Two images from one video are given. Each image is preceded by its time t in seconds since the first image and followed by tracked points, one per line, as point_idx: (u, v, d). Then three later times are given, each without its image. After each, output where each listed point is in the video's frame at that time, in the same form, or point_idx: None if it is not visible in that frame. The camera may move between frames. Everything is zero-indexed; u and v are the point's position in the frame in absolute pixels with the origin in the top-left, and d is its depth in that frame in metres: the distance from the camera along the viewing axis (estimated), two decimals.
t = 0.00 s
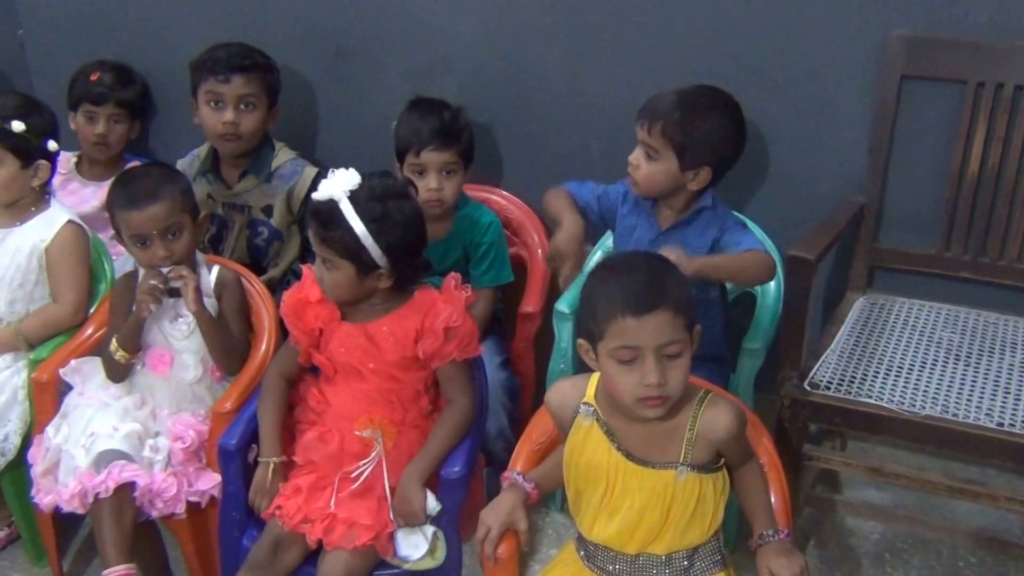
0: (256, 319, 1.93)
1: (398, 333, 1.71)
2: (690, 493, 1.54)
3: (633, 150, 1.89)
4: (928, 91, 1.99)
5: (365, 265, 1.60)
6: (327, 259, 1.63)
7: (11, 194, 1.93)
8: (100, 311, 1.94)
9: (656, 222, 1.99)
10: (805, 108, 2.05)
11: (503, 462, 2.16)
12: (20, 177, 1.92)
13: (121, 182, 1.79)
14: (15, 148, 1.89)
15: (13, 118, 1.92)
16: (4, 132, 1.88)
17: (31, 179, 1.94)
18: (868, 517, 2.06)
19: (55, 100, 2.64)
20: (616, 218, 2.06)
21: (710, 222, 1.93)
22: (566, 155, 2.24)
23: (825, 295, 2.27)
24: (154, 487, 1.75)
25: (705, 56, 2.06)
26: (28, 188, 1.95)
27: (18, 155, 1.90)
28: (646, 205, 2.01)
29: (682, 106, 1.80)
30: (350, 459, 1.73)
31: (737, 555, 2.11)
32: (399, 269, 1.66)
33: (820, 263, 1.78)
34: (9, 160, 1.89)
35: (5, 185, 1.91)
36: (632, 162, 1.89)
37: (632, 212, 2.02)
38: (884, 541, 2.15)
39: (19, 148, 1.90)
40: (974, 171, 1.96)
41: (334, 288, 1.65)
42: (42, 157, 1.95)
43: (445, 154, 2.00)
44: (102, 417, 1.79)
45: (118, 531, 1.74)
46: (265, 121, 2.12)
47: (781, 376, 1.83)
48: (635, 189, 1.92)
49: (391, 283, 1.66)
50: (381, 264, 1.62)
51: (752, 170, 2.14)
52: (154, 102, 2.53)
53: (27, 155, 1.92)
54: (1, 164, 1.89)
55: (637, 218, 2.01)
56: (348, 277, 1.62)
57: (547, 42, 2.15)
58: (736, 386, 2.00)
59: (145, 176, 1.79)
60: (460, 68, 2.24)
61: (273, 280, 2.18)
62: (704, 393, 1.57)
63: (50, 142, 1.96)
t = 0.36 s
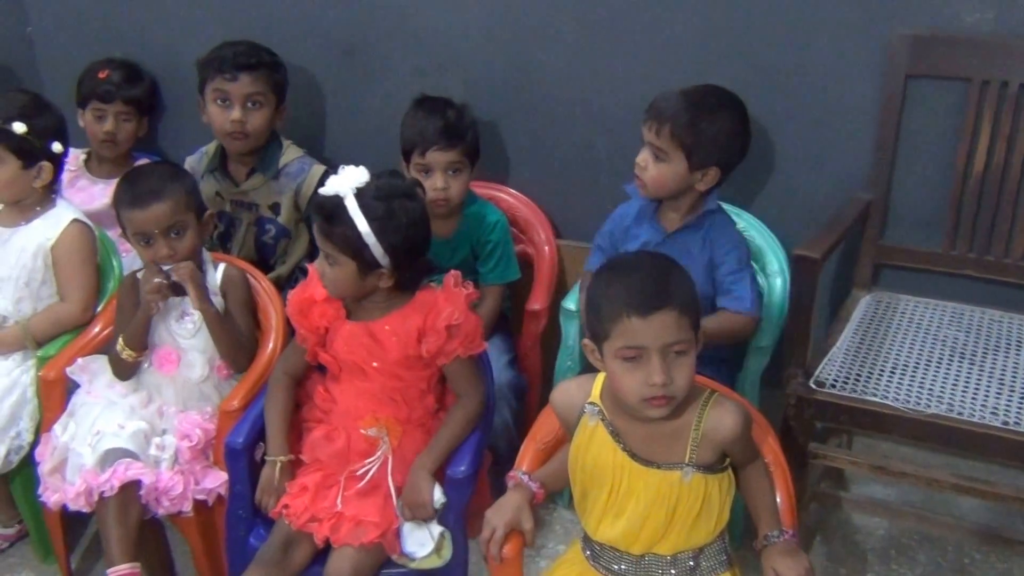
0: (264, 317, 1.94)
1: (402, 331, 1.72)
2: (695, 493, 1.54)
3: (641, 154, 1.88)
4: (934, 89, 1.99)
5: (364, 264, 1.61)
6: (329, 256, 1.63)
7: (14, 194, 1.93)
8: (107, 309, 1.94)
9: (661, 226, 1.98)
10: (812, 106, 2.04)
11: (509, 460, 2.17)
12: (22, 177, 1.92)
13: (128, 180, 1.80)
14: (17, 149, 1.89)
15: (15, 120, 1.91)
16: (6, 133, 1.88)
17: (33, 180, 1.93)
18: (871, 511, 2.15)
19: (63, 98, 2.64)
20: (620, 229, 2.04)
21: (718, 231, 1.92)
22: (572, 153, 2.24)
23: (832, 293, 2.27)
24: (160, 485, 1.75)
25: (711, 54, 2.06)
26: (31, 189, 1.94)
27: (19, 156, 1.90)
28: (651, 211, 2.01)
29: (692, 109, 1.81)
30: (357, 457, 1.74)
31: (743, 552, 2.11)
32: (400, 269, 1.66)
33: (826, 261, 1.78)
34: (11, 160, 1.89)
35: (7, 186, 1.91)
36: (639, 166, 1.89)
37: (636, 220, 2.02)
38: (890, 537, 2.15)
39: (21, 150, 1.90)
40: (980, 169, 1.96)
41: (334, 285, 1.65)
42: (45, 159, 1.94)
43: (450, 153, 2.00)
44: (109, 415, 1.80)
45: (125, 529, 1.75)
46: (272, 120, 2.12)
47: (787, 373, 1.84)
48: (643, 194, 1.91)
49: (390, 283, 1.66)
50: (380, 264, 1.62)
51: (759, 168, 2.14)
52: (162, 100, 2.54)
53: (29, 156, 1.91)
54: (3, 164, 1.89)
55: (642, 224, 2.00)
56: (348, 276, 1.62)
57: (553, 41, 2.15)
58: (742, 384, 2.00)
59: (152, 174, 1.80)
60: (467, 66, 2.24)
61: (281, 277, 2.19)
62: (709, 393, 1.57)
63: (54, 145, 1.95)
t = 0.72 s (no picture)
0: (276, 316, 1.95)
1: (412, 332, 1.72)
2: (705, 495, 1.54)
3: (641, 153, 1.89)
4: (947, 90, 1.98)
5: (377, 265, 1.61)
6: (342, 255, 1.64)
7: (23, 195, 1.94)
8: (120, 308, 1.95)
9: (661, 228, 2.00)
10: (824, 107, 2.04)
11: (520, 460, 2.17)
12: (30, 178, 1.92)
13: (142, 178, 1.82)
14: (25, 149, 1.90)
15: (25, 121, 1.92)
16: (15, 135, 1.90)
17: (43, 181, 1.94)
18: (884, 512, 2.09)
19: (77, 97, 2.66)
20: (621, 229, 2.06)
21: (720, 230, 1.94)
22: (583, 153, 2.24)
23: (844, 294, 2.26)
24: (172, 483, 1.76)
25: (723, 55, 2.06)
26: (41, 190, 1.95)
27: (28, 157, 1.91)
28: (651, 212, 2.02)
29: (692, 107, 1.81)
30: (368, 457, 1.74)
31: (753, 553, 2.11)
32: (412, 270, 1.66)
33: (838, 263, 1.78)
34: (20, 161, 1.90)
35: (16, 186, 1.92)
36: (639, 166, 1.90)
37: (638, 220, 2.03)
38: (901, 537, 2.14)
39: (29, 151, 1.91)
40: (992, 170, 1.95)
41: (346, 284, 1.65)
42: (54, 161, 1.94)
43: (460, 153, 2.00)
44: (120, 414, 1.80)
45: (137, 526, 1.76)
46: (285, 119, 2.13)
47: (798, 375, 1.83)
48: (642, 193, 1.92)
49: (403, 284, 1.67)
50: (392, 265, 1.63)
51: (771, 170, 2.13)
52: (175, 99, 2.55)
53: (38, 158, 1.92)
54: (11, 165, 1.90)
55: (642, 227, 2.02)
56: (360, 275, 1.63)
57: (565, 41, 2.15)
58: (753, 386, 1.99)
59: (165, 173, 1.81)
60: (478, 66, 2.24)
61: (293, 276, 2.19)
62: (719, 395, 1.57)
63: (65, 148, 1.96)
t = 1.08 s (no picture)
0: (294, 317, 1.97)
1: (428, 333, 1.73)
2: (720, 498, 1.54)
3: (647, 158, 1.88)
4: (967, 90, 1.96)
5: (396, 266, 1.62)
6: (361, 257, 1.64)
7: (43, 198, 1.97)
8: (141, 307, 1.98)
9: (672, 228, 1.99)
10: (841, 109, 2.02)
11: (536, 461, 2.17)
12: (50, 181, 1.95)
13: (162, 180, 1.84)
14: (44, 153, 1.93)
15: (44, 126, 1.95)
16: (35, 138, 1.93)
17: (63, 184, 1.97)
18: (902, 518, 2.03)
19: (98, 99, 2.69)
20: (634, 231, 2.04)
21: (732, 225, 1.93)
22: (600, 155, 2.24)
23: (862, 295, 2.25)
24: (190, 481, 1.78)
25: (739, 56, 2.05)
26: (61, 193, 1.98)
27: (47, 160, 1.94)
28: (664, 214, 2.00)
29: (697, 110, 1.80)
30: (383, 457, 1.76)
31: (769, 555, 2.10)
32: (430, 271, 1.67)
33: (855, 265, 1.77)
34: (40, 164, 1.94)
35: (37, 189, 1.95)
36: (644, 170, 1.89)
37: (648, 222, 2.02)
38: (919, 540, 2.13)
39: (48, 154, 1.94)
40: (1013, 172, 1.93)
41: (364, 286, 1.66)
42: (73, 165, 1.97)
43: (474, 154, 2.00)
44: (139, 413, 1.83)
45: (154, 523, 1.79)
46: (303, 122, 2.14)
47: (816, 377, 1.82)
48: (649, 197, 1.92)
49: (421, 285, 1.67)
50: (412, 266, 1.63)
51: (788, 171, 2.12)
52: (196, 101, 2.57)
53: (57, 162, 1.95)
54: (31, 168, 1.93)
55: (654, 228, 2.00)
56: (378, 277, 1.64)
57: (580, 43, 2.15)
58: (770, 388, 1.98)
59: (185, 175, 1.83)
60: (494, 68, 2.25)
61: (310, 278, 2.21)
62: (735, 399, 1.56)
63: (84, 151, 1.98)
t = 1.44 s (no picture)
0: (316, 317, 1.98)
1: (449, 335, 1.73)
2: (741, 503, 1.53)
3: (673, 162, 1.84)
4: (995, 91, 1.93)
5: (423, 269, 1.62)
6: (387, 259, 1.64)
7: (69, 200, 1.99)
8: (166, 307, 2.01)
9: (684, 225, 1.97)
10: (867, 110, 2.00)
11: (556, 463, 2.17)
12: (76, 183, 1.98)
13: (188, 181, 1.85)
14: (69, 155, 1.96)
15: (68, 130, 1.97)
16: (59, 141, 1.95)
17: (88, 186, 1.99)
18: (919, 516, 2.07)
19: (123, 100, 2.71)
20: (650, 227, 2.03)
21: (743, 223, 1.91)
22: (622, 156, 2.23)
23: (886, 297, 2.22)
24: (214, 480, 1.80)
25: (763, 58, 2.04)
26: (87, 194, 2.01)
27: (71, 163, 1.96)
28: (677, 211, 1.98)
29: (734, 118, 1.78)
30: (404, 458, 1.77)
31: (791, 559, 2.09)
32: (455, 273, 1.67)
33: (880, 268, 1.75)
34: (65, 166, 1.96)
35: (63, 191, 1.97)
36: (671, 175, 1.85)
37: (666, 221, 2.01)
38: (943, 545, 2.11)
39: (73, 156, 1.96)
40: None
41: (389, 287, 1.66)
42: (97, 167, 2.00)
43: (494, 155, 2.01)
44: (164, 412, 1.85)
45: (178, 521, 1.81)
46: (326, 124, 2.16)
47: (839, 381, 1.81)
48: (670, 200, 1.89)
49: (447, 286, 1.67)
50: (439, 268, 1.63)
51: (812, 174, 2.10)
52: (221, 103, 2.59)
53: (81, 164, 1.98)
54: (58, 171, 1.96)
55: (670, 225, 1.99)
56: (404, 279, 1.63)
57: (603, 44, 2.14)
58: (792, 391, 1.97)
59: (210, 177, 1.84)
60: (516, 69, 2.25)
61: (333, 279, 2.22)
62: (757, 403, 1.56)
63: (108, 153, 2.01)
